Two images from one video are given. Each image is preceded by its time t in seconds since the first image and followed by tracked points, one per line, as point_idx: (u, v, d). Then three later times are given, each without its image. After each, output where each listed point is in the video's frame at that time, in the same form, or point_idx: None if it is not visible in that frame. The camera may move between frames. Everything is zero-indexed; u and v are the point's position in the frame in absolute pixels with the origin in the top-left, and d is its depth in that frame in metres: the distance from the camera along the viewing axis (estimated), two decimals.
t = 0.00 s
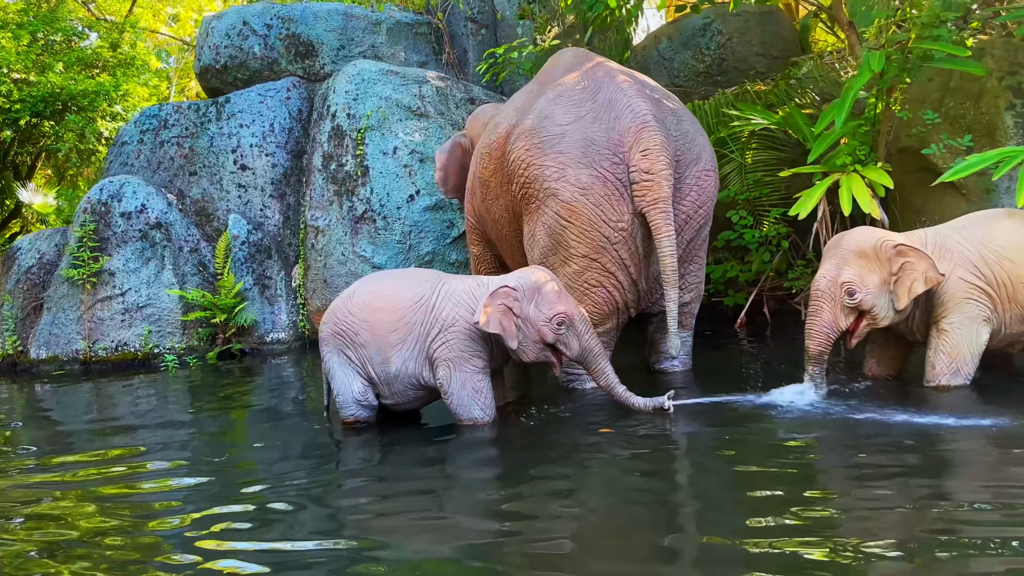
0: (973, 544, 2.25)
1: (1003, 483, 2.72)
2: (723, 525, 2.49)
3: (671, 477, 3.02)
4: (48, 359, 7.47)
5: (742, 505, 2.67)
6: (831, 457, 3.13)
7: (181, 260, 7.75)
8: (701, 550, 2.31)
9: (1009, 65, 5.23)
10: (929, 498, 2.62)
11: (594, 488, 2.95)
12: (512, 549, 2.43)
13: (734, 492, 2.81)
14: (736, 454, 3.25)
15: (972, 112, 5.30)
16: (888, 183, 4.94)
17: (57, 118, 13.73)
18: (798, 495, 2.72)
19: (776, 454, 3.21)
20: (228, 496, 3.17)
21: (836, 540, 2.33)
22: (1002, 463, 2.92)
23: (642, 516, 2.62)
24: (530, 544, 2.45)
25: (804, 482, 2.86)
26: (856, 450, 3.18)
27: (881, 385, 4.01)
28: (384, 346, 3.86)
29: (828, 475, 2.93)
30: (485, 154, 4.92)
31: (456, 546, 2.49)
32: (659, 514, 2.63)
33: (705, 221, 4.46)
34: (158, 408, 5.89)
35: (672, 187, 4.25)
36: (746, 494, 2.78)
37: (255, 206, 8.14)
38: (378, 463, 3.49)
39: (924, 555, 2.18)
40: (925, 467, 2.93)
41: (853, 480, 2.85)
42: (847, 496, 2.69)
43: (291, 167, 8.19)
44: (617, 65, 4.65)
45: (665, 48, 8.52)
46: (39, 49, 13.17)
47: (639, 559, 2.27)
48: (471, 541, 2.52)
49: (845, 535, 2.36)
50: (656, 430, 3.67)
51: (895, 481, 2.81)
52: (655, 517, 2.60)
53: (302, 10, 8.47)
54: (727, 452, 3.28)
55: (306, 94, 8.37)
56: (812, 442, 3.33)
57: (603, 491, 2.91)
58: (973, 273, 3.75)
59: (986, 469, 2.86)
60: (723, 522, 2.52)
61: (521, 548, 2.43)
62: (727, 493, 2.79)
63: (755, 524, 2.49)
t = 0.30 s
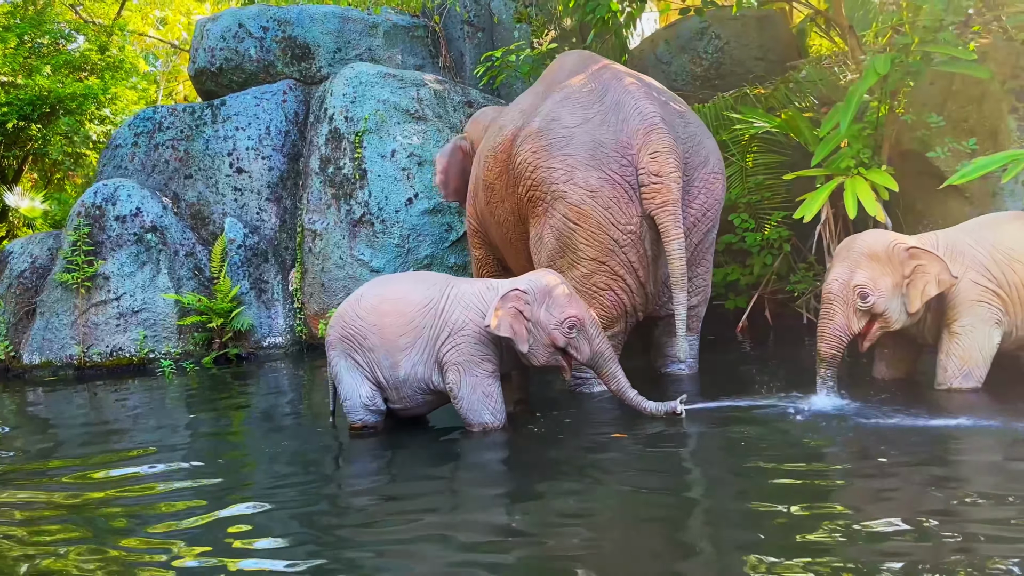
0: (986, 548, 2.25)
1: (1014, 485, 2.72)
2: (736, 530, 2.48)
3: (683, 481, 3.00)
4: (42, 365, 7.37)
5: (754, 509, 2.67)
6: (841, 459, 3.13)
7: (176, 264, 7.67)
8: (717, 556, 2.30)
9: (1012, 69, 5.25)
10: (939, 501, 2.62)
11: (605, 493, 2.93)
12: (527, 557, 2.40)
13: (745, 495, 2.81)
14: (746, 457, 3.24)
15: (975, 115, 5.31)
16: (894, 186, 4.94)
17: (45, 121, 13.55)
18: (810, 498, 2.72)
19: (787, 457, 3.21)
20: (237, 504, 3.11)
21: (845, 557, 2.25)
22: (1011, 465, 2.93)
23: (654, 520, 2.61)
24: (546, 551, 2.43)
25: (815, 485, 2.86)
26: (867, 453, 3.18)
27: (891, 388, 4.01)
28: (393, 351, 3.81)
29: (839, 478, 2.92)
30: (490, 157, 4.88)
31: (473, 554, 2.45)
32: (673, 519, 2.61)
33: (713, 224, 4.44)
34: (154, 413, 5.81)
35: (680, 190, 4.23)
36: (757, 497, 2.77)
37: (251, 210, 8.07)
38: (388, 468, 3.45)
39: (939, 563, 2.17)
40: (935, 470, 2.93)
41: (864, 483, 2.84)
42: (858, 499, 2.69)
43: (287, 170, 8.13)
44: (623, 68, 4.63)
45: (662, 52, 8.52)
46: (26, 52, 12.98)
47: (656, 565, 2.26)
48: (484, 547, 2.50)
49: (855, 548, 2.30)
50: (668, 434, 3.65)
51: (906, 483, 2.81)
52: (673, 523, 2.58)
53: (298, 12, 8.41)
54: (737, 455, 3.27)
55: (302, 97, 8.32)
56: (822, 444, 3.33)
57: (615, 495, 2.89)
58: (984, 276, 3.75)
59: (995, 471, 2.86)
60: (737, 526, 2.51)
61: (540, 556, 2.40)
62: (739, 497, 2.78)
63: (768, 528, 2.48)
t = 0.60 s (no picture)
0: (997, 546, 2.26)
1: (1020, 484, 2.73)
2: (750, 533, 2.46)
3: (691, 485, 2.99)
4: (29, 371, 7.25)
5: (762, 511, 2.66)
6: (849, 461, 3.12)
7: (167, 269, 7.58)
8: (731, 557, 2.29)
9: (1007, 73, 5.29)
10: (947, 501, 2.63)
11: (614, 497, 2.91)
12: (543, 563, 2.37)
13: (758, 498, 2.79)
14: (753, 460, 3.22)
15: (972, 119, 5.34)
16: (894, 189, 4.96)
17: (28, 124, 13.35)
18: (818, 501, 2.72)
19: (794, 460, 3.20)
20: (242, 512, 3.05)
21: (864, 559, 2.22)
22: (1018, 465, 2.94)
23: (667, 524, 2.59)
24: (561, 557, 2.40)
25: (824, 486, 2.85)
26: (875, 455, 3.17)
27: (896, 391, 4.01)
28: (398, 355, 3.77)
29: (847, 480, 2.92)
30: (490, 160, 4.85)
31: (487, 561, 2.41)
32: (688, 523, 2.59)
33: (716, 227, 4.44)
34: (147, 419, 5.72)
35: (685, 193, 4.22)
36: (766, 499, 2.76)
37: (242, 214, 7.99)
38: (393, 475, 3.40)
39: (956, 562, 2.17)
40: (940, 470, 2.94)
41: (871, 484, 2.84)
42: (866, 501, 2.69)
43: (279, 173, 8.06)
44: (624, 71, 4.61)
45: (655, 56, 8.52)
46: (8, 55, 12.78)
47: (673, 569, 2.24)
48: (497, 551, 2.47)
49: (873, 551, 2.28)
50: (675, 438, 3.63)
51: (913, 484, 2.81)
52: (688, 527, 2.55)
53: (290, 15, 8.35)
54: (744, 458, 3.26)
55: (294, 101, 8.26)
56: (830, 447, 3.31)
57: (623, 499, 2.87)
58: (989, 279, 3.77)
59: (1001, 470, 2.88)
60: (749, 528, 2.50)
61: (556, 561, 2.37)
62: (749, 499, 2.77)
63: (780, 529, 2.48)
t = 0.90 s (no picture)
0: (1005, 549, 2.27)
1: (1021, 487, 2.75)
2: (758, 539, 2.45)
3: (695, 490, 2.97)
4: (10, 379, 7.10)
5: (770, 516, 2.65)
6: (851, 465, 3.12)
7: (151, 274, 7.47)
8: (743, 565, 2.28)
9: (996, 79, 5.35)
10: (950, 505, 2.63)
11: (618, 502, 2.89)
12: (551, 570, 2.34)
13: (762, 504, 2.78)
14: (755, 465, 3.21)
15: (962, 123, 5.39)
16: (888, 193, 4.99)
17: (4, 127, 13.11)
18: (823, 506, 2.71)
19: (797, 463, 3.20)
20: (240, 521, 3.00)
21: (877, 565, 2.22)
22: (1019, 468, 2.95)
23: (673, 530, 2.57)
24: (569, 565, 2.37)
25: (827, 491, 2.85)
26: (876, 457, 3.18)
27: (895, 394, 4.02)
28: (398, 360, 3.73)
29: (850, 484, 2.92)
30: (485, 164, 4.82)
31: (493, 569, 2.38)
32: (695, 529, 2.57)
33: (714, 231, 4.44)
34: (132, 427, 5.61)
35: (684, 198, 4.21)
36: (772, 504, 2.76)
37: (228, 218, 7.91)
38: (391, 481, 3.36)
39: (966, 566, 2.17)
40: (942, 473, 2.94)
41: (874, 487, 2.85)
42: (871, 504, 2.70)
43: (265, 178, 7.99)
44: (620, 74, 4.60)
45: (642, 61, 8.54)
46: None
47: None
48: (505, 559, 2.44)
49: (881, 558, 2.27)
50: (675, 442, 3.61)
51: (915, 487, 2.82)
52: (695, 533, 2.54)
53: (276, 18, 8.29)
54: (746, 462, 3.25)
55: (280, 104, 8.18)
56: (832, 451, 3.31)
57: (627, 505, 2.85)
58: (987, 282, 3.79)
59: (1002, 473, 2.89)
60: (757, 534, 2.50)
61: (564, 569, 2.34)
62: (754, 504, 2.76)
63: (790, 535, 2.47)
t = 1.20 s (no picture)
0: (1005, 553, 2.28)
1: (1016, 490, 2.77)
2: (761, 546, 2.45)
3: (692, 496, 2.96)
4: None
5: (772, 522, 2.65)
6: (846, 471, 3.13)
7: (125, 280, 7.32)
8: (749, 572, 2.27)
9: (974, 86, 5.45)
10: (947, 510, 2.65)
11: (617, 509, 2.86)
12: None
13: (762, 510, 2.77)
14: (751, 471, 3.21)
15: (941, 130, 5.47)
16: (871, 198, 5.03)
17: None
18: (824, 512, 2.71)
19: (792, 468, 3.20)
20: (229, 531, 2.92)
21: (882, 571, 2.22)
22: (1011, 471, 2.98)
23: (676, 538, 2.55)
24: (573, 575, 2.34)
25: (825, 496, 2.85)
26: (870, 461, 3.20)
27: (885, 398, 4.04)
28: (390, 367, 3.68)
29: (846, 489, 2.93)
30: (473, 167, 4.78)
31: None
32: (697, 537, 2.56)
33: (703, 236, 4.45)
34: (107, 437, 5.47)
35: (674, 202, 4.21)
36: (771, 511, 2.75)
37: (204, 224, 7.80)
38: (384, 490, 3.29)
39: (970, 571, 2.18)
40: (936, 478, 2.96)
41: (871, 492, 2.86)
42: (869, 509, 2.71)
43: (242, 183, 7.89)
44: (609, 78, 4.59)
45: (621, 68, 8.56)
46: None
47: None
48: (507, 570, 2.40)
49: (884, 564, 2.28)
50: (669, 448, 3.60)
51: (911, 491, 2.84)
52: (698, 541, 2.53)
53: (252, 22, 8.24)
54: (742, 468, 3.25)
55: (257, 108, 8.07)
56: (826, 456, 3.32)
57: (626, 512, 2.82)
58: (974, 285, 3.84)
59: (996, 477, 2.92)
60: (759, 541, 2.49)
61: None
62: (753, 511, 2.76)
63: (792, 541, 2.47)
